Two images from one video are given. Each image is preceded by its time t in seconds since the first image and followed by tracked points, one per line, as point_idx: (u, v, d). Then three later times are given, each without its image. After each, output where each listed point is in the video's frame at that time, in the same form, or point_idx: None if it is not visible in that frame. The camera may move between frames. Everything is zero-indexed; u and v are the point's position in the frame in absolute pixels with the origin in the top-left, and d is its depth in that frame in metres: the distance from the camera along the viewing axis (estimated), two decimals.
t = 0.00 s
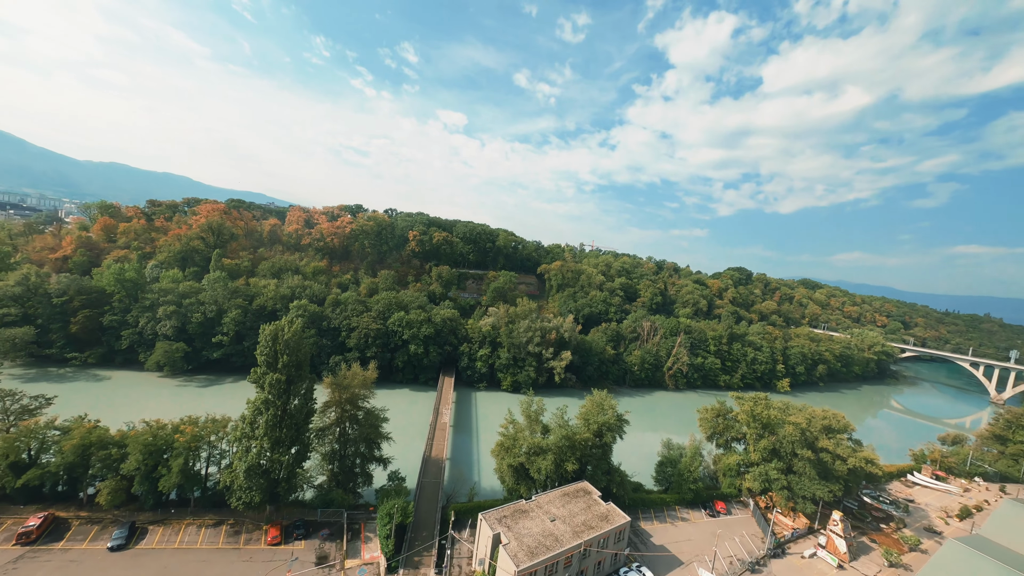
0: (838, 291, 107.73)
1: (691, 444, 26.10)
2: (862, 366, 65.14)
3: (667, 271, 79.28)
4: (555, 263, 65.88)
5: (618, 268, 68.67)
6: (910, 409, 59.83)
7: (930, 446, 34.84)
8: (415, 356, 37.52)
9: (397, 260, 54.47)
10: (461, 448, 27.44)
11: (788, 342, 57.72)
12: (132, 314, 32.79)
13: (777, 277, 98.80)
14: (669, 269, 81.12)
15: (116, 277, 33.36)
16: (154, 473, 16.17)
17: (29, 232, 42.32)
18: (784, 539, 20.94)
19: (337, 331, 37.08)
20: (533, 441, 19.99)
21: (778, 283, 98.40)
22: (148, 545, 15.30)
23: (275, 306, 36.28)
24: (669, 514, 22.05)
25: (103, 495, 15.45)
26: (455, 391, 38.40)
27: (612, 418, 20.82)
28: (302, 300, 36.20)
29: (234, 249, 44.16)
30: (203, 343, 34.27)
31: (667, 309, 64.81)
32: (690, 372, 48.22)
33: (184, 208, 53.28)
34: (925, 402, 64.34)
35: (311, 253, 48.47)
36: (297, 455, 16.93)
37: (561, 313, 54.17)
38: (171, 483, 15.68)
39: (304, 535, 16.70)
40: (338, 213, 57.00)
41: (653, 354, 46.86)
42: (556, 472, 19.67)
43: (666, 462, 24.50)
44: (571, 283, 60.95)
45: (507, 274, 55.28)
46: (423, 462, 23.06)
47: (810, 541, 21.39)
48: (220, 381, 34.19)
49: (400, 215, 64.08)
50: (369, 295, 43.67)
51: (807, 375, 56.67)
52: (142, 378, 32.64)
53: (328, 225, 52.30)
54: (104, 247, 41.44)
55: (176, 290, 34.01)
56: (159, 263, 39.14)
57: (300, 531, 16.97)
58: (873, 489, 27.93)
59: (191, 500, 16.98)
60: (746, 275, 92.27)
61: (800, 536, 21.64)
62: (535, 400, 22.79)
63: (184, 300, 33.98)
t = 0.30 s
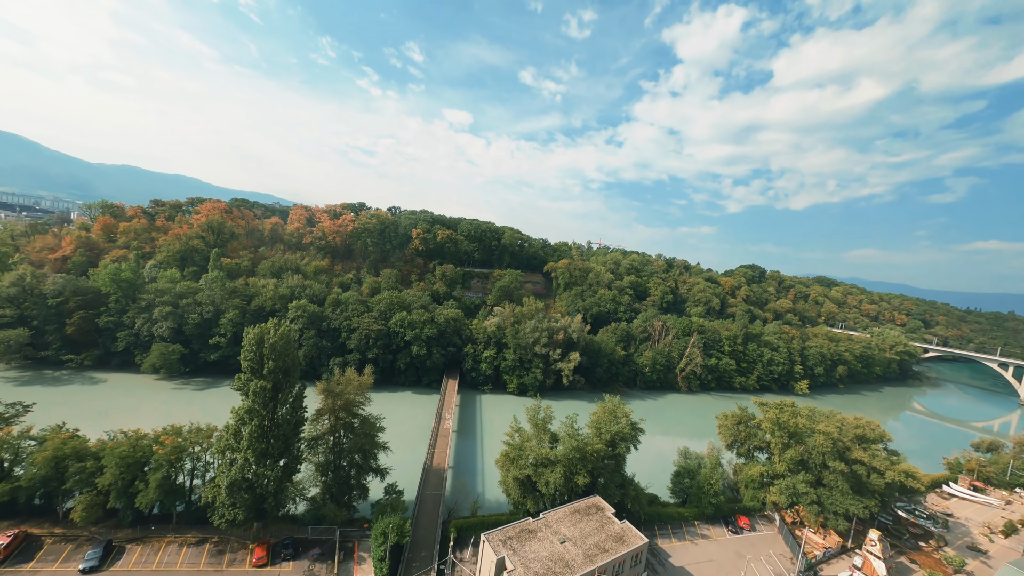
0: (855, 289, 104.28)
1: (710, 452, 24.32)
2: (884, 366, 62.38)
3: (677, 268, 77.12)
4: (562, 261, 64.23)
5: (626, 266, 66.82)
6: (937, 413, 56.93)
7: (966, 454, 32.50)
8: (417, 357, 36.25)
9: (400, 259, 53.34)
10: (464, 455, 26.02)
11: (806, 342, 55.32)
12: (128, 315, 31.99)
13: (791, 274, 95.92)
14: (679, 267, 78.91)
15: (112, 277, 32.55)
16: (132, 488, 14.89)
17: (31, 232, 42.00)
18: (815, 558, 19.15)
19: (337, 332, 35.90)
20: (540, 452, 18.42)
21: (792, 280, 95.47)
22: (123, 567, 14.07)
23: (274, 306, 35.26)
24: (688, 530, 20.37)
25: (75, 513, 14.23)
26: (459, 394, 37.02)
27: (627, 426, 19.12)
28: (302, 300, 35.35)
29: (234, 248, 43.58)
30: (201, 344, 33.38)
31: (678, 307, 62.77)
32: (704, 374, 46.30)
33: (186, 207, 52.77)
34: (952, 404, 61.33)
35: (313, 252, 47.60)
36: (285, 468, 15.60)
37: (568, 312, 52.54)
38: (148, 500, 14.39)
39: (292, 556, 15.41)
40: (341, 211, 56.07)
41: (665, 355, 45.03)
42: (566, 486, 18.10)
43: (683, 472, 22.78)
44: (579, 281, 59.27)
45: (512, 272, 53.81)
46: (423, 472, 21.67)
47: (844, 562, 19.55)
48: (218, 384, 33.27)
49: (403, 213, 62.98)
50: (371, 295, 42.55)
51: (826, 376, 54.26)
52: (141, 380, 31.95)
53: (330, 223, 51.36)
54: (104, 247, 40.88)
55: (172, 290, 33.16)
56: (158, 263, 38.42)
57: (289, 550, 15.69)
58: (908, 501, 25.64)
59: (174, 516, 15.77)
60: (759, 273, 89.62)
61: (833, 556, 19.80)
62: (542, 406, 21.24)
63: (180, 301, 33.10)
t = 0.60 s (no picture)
0: (868, 286, 101.62)
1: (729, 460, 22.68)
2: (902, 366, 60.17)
3: (685, 266, 75.22)
4: (567, 259, 62.65)
5: (633, 264, 65.12)
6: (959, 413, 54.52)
7: (1000, 461, 30.50)
8: (418, 358, 34.93)
9: (401, 257, 52.09)
10: (466, 463, 24.62)
11: (821, 341, 53.31)
12: (120, 316, 30.99)
13: (802, 271, 93.57)
14: (687, 264, 77.01)
15: (103, 277, 31.54)
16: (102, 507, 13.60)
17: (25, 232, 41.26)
18: None
19: (334, 333, 34.65)
20: (547, 464, 16.89)
21: (803, 277, 93.14)
22: None
23: (269, 307, 34.09)
24: (708, 547, 18.81)
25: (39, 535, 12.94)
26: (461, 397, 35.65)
27: (641, 435, 17.56)
28: (298, 300, 34.24)
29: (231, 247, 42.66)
30: (194, 346, 32.30)
31: (687, 305, 60.95)
32: (716, 374, 44.56)
33: (184, 206, 51.93)
34: (974, 404, 58.91)
35: (311, 251, 46.52)
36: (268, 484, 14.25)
37: (574, 311, 51.00)
38: (118, 521, 13.09)
39: None
40: (341, 209, 54.91)
41: (675, 355, 43.36)
42: (575, 501, 16.60)
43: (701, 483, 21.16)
44: (584, 279, 57.71)
45: (516, 271, 52.37)
46: (422, 483, 20.30)
47: None
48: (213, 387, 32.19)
49: (405, 211, 61.74)
50: (370, 295, 41.32)
51: (843, 376, 52.22)
52: (129, 385, 30.66)
53: (329, 221, 50.19)
54: (98, 247, 39.96)
55: (165, 290, 32.10)
56: (152, 263, 37.45)
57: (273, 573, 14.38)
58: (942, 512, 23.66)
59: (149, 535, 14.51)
60: (769, 270, 87.44)
61: None
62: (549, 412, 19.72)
63: (173, 301, 32.01)
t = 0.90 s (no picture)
0: (878, 281, 99.48)
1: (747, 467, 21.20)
2: (918, 363, 58.29)
3: (691, 262, 73.55)
4: (571, 256, 61.17)
5: (639, 260, 63.58)
6: (979, 412, 52.48)
7: None
8: (417, 360, 33.60)
9: (400, 255, 50.79)
10: (467, 471, 23.29)
11: (834, 338, 51.52)
12: (107, 318, 29.87)
13: (810, 267, 91.60)
14: (693, 260, 75.32)
15: (89, 277, 30.39)
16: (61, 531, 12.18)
17: (16, 232, 40.32)
18: None
19: (331, 334, 33.37)
20: (554, 476, 15.40)
21: (812, 273, 91.10)
22: None
23: (263, 307, 32.84)
24: (729, 563, 17.34)
25: None
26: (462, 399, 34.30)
27: (656, 444, 16.05)
28: (292, 300, 32.98)
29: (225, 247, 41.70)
30: (185, 349, 31.10)
31: (694, 302, 59.36)
32: (726, 373, 42.97)
33: (179, 205, 50.92)
34: (993, 402, 56.86)
35: (308, 250, 45.35)
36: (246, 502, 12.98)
37: (578, 310, 49.51)
38: (77, 547, 11.70)
39: None
40: (338, 206, 53.69)
41: (684, 354, 41.85)
42: (585, 517, 15.09)
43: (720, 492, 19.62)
44: (588, 276, 56.25)
45: (518, 268, 50.93)
46: (419, 494, 18.92)
47: None
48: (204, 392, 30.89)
49: (404, 208, 60.43)
50: (368, 294, 40.08)
51: (857, 374, 50.47)
52: (126, 391, 29.51)
53: (326, 218, 48.95)
54: (88, 247, 38.87)
55: (154, 291, 30.93)
56: (143, 262, 36.33)
57: None
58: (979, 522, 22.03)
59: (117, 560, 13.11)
60: (777, 266, 85.63)
61: None
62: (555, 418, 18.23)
63: (162, 302, 30.81)
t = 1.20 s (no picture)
0: (885, 275, 97.71)
1: (766, 473, 19.78)
2: (931, 358, 56.70)
3: (696, 257, 72.02)
4: (573, 252, 59.70)
5: (642, 256, 62.11)
6: (996, 408, 50.86)
7: None
8: (415, 361, 32.21)
9: (398, 253, 49.43)
10: (468, 480, 21.95)
11: (846, 334, 49.94)
12: (90, 321, 28.55)
13: (817, 262, 89.96)
14: (698, 255, 73.77)
15: (70, 279, 29.07)
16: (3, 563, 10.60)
17: None
18: None
19: (324, 335, 31.98)
20: (561, 490, 13.96)
21: (818, 267, 89.41)
22: None
23: (253, 308, 31.49)
24: None
25: None
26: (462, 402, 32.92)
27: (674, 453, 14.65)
28: (284, 300, 31.64)
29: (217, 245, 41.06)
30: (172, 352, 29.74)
31: (700, 298, 57.85)
32: (736, 372, 41.44)
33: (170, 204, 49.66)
34: (1010, 398, 55.18)
35: (302, 248, 44.09)
36: (220, 523, 11.67)
37: (581, 307, 48.08)
38: None
39: None
40: (333, 203, 52.33)
41: (692, 352, 40.38)
42: (597, 535, 13.65)
43: (739, 501, 18.19)
44: (591, 273, 54.78)
45: (519, 265, 49.46)
46: (416, 508, 17.55)
47: None
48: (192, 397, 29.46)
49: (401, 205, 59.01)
50: (364, 293, 38.72)
51: (870, 371, 48.94)
52: (116, 400, 27.93)
53: (321, 216, 47.60)
54: (74, 248, 37.58)
55: (139, 292, 29.61)
56: (130, 263, 35.04)
57: None
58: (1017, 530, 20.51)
59: None
60: (782, 261, 84.02)
61: None
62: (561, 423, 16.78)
63: (147, 304, 29.48)
